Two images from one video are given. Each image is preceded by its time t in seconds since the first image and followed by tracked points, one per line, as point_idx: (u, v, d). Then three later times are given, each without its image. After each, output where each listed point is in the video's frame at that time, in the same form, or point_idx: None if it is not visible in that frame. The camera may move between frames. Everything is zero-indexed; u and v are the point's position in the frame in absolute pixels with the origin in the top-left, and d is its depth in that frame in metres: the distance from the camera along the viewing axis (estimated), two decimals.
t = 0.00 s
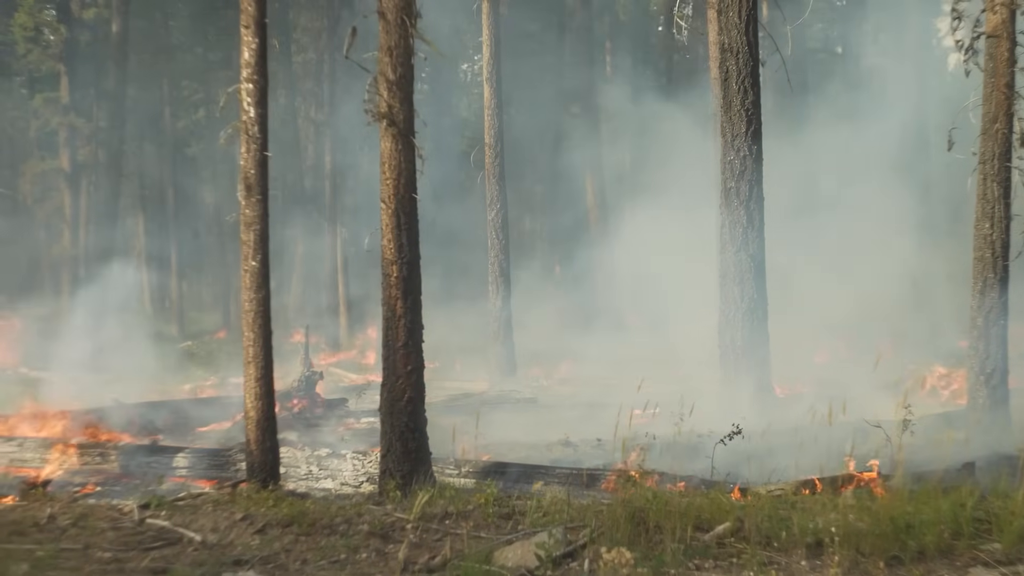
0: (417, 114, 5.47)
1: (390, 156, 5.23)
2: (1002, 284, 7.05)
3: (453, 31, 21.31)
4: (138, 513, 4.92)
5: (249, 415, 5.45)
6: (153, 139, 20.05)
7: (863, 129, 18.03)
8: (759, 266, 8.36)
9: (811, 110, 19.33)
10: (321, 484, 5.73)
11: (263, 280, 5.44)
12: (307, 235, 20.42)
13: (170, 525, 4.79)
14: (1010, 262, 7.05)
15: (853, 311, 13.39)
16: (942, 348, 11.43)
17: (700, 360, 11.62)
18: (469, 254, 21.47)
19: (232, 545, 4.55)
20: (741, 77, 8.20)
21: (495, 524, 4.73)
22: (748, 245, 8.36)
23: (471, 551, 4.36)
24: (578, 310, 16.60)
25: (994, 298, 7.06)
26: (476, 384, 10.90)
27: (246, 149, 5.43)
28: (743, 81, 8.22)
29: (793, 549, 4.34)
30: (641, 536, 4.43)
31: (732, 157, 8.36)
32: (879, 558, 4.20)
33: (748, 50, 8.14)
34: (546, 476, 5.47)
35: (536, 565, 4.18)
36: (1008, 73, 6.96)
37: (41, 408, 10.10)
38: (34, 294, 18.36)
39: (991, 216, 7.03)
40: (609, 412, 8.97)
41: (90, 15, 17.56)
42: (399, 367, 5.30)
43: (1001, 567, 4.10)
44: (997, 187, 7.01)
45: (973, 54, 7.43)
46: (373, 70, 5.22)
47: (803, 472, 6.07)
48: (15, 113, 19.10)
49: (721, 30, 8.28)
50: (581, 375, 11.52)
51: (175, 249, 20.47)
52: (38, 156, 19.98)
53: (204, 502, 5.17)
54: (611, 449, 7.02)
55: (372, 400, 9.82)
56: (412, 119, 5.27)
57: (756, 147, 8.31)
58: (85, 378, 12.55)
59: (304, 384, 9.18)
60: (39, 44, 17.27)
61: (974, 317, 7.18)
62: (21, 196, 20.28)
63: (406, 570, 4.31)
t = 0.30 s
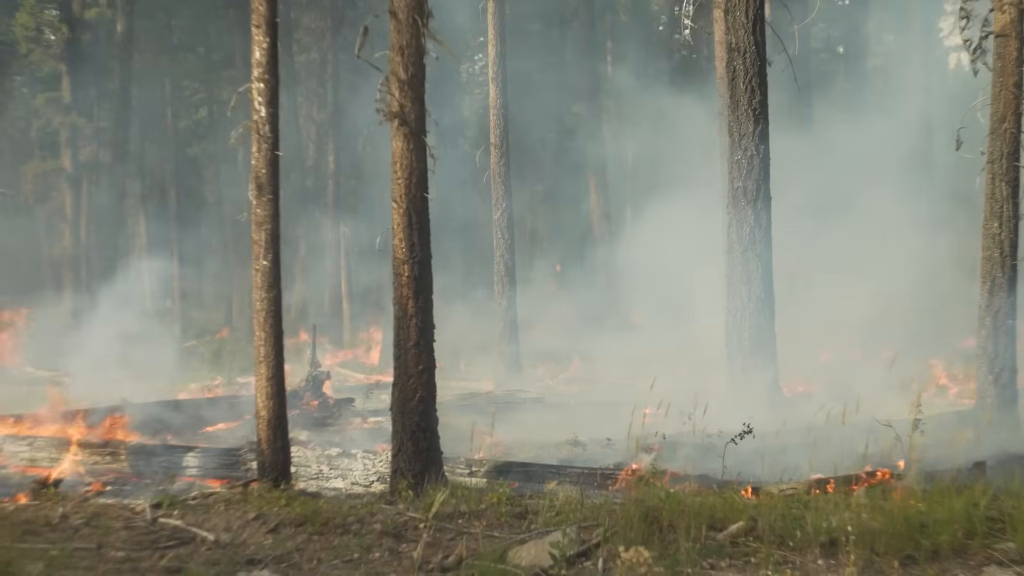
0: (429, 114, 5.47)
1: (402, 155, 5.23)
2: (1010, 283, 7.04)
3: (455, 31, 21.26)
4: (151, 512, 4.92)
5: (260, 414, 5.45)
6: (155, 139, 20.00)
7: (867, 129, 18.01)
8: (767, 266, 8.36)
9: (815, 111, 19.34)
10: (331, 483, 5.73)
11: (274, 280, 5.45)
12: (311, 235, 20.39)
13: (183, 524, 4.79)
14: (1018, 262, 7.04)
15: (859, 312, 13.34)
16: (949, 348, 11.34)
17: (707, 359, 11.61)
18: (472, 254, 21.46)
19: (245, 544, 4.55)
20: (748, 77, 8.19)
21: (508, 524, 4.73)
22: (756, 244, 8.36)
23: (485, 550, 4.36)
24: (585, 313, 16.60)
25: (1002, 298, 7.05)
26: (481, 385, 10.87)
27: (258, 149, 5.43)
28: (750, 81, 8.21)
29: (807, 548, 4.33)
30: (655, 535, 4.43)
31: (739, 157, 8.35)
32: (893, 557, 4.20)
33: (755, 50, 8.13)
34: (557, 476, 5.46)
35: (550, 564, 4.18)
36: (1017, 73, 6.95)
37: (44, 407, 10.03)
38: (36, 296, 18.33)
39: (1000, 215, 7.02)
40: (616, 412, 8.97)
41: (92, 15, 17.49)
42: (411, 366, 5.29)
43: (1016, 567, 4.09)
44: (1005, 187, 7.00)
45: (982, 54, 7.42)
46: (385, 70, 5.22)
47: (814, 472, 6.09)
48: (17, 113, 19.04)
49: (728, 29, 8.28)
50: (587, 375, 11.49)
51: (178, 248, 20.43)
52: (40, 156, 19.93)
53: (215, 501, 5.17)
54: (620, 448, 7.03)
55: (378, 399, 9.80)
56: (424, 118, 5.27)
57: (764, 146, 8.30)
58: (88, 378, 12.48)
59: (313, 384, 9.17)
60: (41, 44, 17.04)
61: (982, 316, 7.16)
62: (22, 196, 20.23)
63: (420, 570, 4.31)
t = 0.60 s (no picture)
0: (440, 112, 5.47)
1: (414, 154, 5.23)
2: (1020, 282, 7.00)
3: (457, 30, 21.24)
4: (163, 510, 4.92)
5: (272, 413, 5.45)
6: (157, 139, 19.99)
7: (872, 129, 18.00)
8: (774, 265, 8.36)
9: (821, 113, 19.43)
10: (342, 482, 5.73)
11: (286, 278, 5.45)
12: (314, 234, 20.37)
13: (196, 523, 4.79)
14: None
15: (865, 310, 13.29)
16: (956, 347, 11.27)
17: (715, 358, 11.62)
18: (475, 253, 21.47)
19: (258, 542, 4.55)
20: (756, 75, 8.21)
21: (521, 522, 4.73)
22: (763, 243, 8.36)
23: (499, 548, 4.36)
24: (590, 313, 16.56)
25: (1011, 297, 7.02)
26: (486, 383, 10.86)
27: (269, 147, 5.43)
28: (757, 79, 8.23)
29: (821, 547, 4.34)
30: (668, 534, 4.43)
31: (746, 156, 8.36)
32: (908, 555, 4.20)
33: (763, 49, 8.15)
34: (570, 474, 5.46)
35: (564, 563, 4.18)
36: None
37: (48, 406, 10.00)
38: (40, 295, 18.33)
39: (1009, 213, 7.01)
40: (624, 410, 8.98)
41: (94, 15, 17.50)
42: (422, 365, 5.29)
43: None
44: (1014, 185, 6.99)
45: (990, 53, 7.42)
46: (396, 68, 5.22)
47: (825, 470, 6.07)
48: (18, 113, 19.02)
49: (735, 28, 8.29)
50: (592, 374, 11.47)
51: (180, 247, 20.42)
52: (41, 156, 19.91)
53: (227, 499, 5.17)
54: (628, 447, 7.03)
55: (385, 397, 9.80)
56: (435, 117, 5.27)
57: (771, 145, 8.30)
58: (93, 376, 12.46)
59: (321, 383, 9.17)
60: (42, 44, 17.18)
61: (991, 315, 7.14)
62: (24, 195, 20.21)
63: (433, 568, 4.31)
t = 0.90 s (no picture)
0: (452, 111, 5.46)
1: (426, 152, 5.23)
2: None
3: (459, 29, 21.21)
4: (176, 508, 4.92)
5: (283, 411, 5.45)
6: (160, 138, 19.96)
7: (877, 129, 17.98)
8: (781, 263, 8.35)
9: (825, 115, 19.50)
10: (353, 480, 5.73)
11: (297, 276, 5.45)
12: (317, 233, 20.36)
13: (209, 521, 4.79)
14: None
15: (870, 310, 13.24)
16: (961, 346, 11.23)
17: (722, 356, 11.61)
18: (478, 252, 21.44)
19: (272, 541, 4.55)
20: (763, 74, 8.23)
21: (534, 520, 4.74)
22: (770, 242, 8.35)
23: (513, 546, 4.37)
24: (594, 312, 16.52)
25: (1021, 296, 6.99)
26: (493, 383, 10.85)
27: (281, 145, 5.43)
28: (765, 79, 8.24)
29: (835, 546, 4.33)
30: (682, 532, 4.44)
31: (754, 155, 8.35)
32: (923, 553, 4.21)
33: (770, 48, 8.15)
34: (578, 472, 5.46)
35: (578, 561, 4.19)
36: None
37: (54, 404, 9.97)
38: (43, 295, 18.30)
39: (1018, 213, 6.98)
40: (632, 409, 8.98)
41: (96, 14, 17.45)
42: (434, 363, 5.29)
43: None
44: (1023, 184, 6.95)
45: (999, 52, 7.42)
46: (409, 66, 5.21)
47: (834, 470, 6.06)
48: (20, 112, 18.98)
49: (743, 27, 8.28)
50: (597, 374, 11.45)
51: (184, 247, 20.41)
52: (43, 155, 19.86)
53: (240, 497, 5.18)
54: (636, 447, 7.03)
55: (392, 397, 9.79)
56: (447, 115, 5.27)
57: (779, 144, 8.29)
58: (98, 375, 12.43)
59: (327, 381, 9.18)
60: (44, 43, 17.10)
61: (1000, 315, 7.10)
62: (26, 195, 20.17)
63: (448, 565, 4.32)
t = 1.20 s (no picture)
0: (466, 109, 5.46)
1: (440, 151, 5.22)
2: None
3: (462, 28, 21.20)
4: (191, 508, 4.91)
5: (297, 410, 5.44)
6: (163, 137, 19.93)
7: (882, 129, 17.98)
8: (790, 263, 8.33)
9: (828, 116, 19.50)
10: (366, 479, 5.73)
11: (310, 275, 5.44)
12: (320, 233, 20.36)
13: (224, 520, 4.79)
14: None
15: (877, 310, 13.20)
16: (966, 347, 11.22)
17: (729, 355, 11.61)
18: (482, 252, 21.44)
19: (288, 539, 4.55)
20: (772, 73, 8.21)
21: (550, 519, 4.73)
22: (779, 241, 8.33)
23: (530, 546, 4.36)
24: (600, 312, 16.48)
25: None
26: (500, 382, 10.84)
27: (294, 144, 5.44)
28: (774, 78, 8.23)
29: (852, 544, 4.32)
30: (698, 531, 4.43)
31: (763, 154, 8.35)
32: (940, 552, 4.19)
33: (779, 47, 8.14)
34: (590, 472, 5.46)
35: (596, 559, 4.18)
36: None
37: (62, 404, 9.96)
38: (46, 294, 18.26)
39: None
40: (640, 408, 8.97)
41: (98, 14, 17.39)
42: (448, 362, 5.29)
43: None
44: None
45: (1009, 51, 7.41)
46: (423, 65, 5.21)
47: (845, 470, 6.06)
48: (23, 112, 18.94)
49: (751, 27, 8.27)
50: (603, 373, 11.44)
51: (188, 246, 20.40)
52: (46, 155, 19.83)
53: (254, 496, 5.18)
54: (647, 445, 7.02)
55: (400, 396, 9.78)
56: (462, 114, 5.26)
57: (787, 143, 8.29)
58: (104, 375, 12.40)
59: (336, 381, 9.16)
60: (46, 43, 17.04)
61: (1011, 313, 7.07)
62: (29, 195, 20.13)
63: (464, 565, 4.31)
